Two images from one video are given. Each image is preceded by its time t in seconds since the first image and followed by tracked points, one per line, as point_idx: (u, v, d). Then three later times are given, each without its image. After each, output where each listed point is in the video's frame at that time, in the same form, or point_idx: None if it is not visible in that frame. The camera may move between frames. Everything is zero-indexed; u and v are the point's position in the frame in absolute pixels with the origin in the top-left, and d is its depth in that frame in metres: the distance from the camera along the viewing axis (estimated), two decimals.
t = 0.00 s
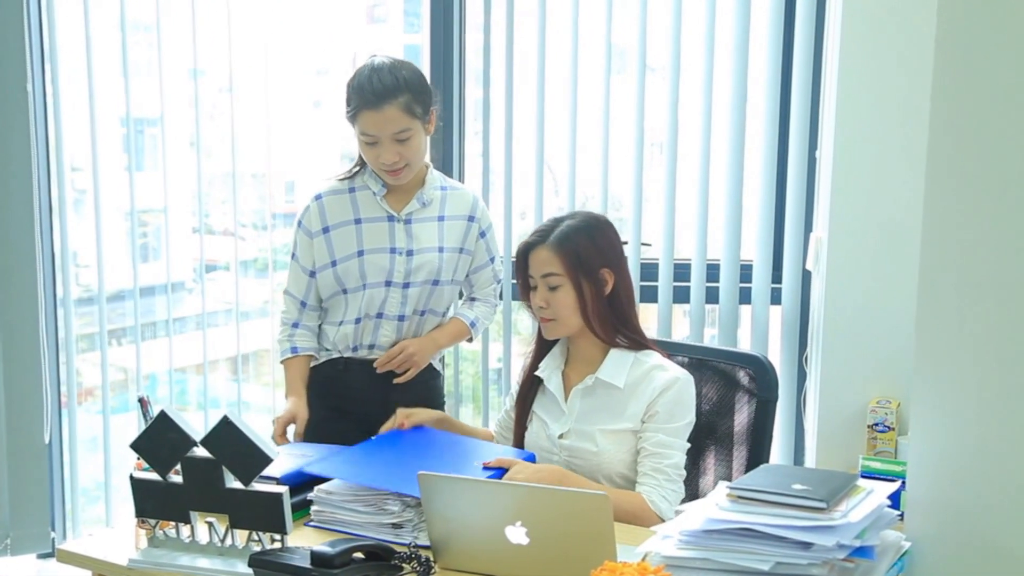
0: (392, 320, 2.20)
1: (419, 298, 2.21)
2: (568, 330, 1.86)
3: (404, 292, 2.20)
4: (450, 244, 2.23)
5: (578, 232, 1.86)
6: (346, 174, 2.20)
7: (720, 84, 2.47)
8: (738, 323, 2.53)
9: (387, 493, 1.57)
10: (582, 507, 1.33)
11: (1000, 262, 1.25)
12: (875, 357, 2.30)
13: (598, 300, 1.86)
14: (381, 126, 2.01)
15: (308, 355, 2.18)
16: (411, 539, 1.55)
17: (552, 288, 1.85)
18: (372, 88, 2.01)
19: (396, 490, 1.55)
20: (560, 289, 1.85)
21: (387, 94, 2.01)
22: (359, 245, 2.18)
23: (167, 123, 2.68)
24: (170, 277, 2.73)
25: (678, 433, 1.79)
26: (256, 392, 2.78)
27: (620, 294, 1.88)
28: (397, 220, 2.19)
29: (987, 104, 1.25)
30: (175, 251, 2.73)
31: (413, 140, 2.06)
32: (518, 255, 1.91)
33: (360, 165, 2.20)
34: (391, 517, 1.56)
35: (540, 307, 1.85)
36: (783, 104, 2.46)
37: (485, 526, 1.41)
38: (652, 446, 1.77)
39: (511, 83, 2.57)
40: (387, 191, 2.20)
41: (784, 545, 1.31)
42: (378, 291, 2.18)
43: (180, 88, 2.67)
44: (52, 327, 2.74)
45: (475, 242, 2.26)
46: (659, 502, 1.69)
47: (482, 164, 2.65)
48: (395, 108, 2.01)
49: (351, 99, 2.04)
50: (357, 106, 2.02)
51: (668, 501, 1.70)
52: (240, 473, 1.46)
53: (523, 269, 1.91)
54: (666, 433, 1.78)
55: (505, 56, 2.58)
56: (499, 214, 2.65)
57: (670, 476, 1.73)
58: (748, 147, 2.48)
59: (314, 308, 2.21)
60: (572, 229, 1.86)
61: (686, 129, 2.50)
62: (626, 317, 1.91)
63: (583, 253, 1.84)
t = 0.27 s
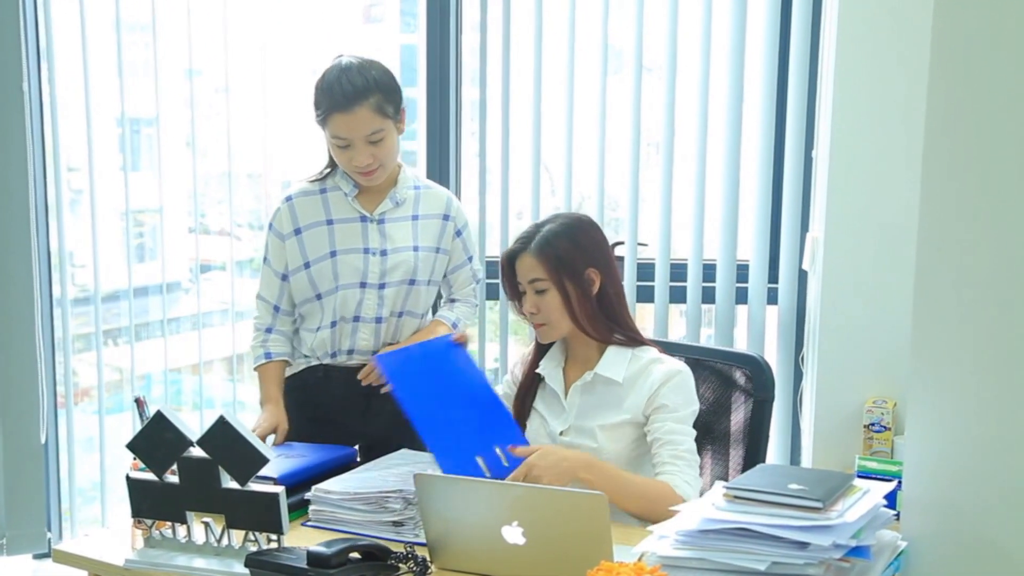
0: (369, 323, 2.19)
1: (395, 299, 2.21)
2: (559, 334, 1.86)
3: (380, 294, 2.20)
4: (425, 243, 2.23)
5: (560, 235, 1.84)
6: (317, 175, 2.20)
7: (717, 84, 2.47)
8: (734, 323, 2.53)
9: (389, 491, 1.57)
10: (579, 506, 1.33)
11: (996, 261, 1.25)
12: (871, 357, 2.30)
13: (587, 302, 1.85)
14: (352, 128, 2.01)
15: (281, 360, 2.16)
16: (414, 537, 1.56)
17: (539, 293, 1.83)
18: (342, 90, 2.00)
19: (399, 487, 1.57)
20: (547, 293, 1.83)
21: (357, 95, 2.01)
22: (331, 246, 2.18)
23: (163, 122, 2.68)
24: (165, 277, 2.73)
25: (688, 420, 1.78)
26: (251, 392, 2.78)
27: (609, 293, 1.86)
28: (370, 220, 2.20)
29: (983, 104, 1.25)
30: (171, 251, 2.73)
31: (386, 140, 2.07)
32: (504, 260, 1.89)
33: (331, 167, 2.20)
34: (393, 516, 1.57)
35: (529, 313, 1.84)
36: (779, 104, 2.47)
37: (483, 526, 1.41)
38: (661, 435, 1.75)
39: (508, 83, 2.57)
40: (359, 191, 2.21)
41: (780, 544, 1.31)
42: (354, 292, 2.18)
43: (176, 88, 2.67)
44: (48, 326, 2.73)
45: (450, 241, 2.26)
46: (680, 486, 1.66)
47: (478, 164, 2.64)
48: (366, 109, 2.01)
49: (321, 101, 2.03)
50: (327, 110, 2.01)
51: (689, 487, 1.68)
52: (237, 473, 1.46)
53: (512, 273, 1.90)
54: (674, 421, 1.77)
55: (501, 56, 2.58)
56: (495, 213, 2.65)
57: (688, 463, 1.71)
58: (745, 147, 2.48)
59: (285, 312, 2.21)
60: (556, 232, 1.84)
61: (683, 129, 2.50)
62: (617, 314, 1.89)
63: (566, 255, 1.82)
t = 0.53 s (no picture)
0: (357, 327, 2.19)
1: (382, 302, 2.21)
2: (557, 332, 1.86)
3: (367, 298, 2.19)
4: (410, 245, 2.24)
5: (557, 235, 1.82)
6: (297, 181, 2.20)
7: (714, 84, 2.47)
8: (732, 323, 2.53)
9: (387, 491, 1.57)
10: (575, 508, 1.33)
11: (995, 261, 1.25)
12: (869, 357, 2.30)
13: (585, 301, 1.83)
14: (335, 136, 2.01)
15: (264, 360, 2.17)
16: (412, 537, 1.56)
17: (537, 291, 1.83)
18: (322, 99, 1.99)
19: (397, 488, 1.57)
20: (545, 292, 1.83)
21: (338, 103, 2.00)
22: (315, 252, 2.18)
23: (159, 122, 2.68)
24: (161, 277, 2.73)
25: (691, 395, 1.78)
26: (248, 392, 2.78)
27: (608, 292, 1.85)
28: (353, 225, 2.19)
29: (982, 104, 1.25)
30: (168, 251, 2.73)
31: (369, 146, 2.06)
32: (501, 259, 1.89)
33: (311, 172, 2.20)
34: (392, 515, 1.57)
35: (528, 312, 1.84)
36: (776, 104, 2.47)
37: (481, 525, 1.41)
38: (665, 409, 1.73)
39: (505, 84, 2.57)
40: (341, 196, 2.21)
41: (778, 544, 1.31)
42: (341, 298, 2.18)
43: (173, 88, 2.67)
44: (45, 326, 2.73)
45: (434, 242, 2.27)
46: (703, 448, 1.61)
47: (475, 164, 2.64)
48: (348, 117, 2.01)
49: (301, 110, 2.02)
50: (308, 118, 2.01)
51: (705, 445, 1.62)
52: (234, 473, 1.46)
53: (510, 273, 1.89)
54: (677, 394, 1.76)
55: (498, 56, 2.58)
56: (493, 213, 2.65)
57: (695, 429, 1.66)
58: (742, 147, 2.48)
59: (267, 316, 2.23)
60: (552, 232, 1.82)
61: (680, 129, 2.50)
62: (616, 314, 1.88)
63: (564, 255, 1.80)
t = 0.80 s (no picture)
0: (354, 329, 2.20)
1: (378, 303, 2.21)
2: (554, 331, 1.86)
3: (363, 299, 2.19)
4: (404, 245, 2.24)
5: (555, 234, 1.83)
6: (290, 182, 2.19)
7: (711, 84, 2.47)
8: (730, 323, 2.54)
9: (385, 491, 1.57)
10: (574, 508, 1.33)
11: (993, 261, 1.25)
12: (866, 356, 2.30)
13: (582, 299, 1.85)
14: (326, 142, 2.01)
15: (258, 356, 2.17)
16: (411, 536, 1.56)
17: (535, 292, 1.83)
18: (312, 105, 1.99)
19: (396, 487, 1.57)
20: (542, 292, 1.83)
21: (328, 109, 2.00)
22: (310, 254, 2.18)
23: (157, 122, 2.68)
24: (158, 277, 2.73)
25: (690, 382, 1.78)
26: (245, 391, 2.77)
27: (604, 290, 1.86)
28: (347, 225, 2.19)
29: (980, 104, 1.25)
30: (165, 251, 2.73)
31: (362, 148, 2.06)
32: (498, 258, 1.89)
33: (304, 173, 2.19)
34: (390, 515, 1.57)
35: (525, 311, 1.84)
36: (773, 104, 2.47)
37: (478, 525, 1.41)
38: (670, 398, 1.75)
39: (503, 84, 2.57)
40: (335, 196, 2.20)
41: (776, 544, 1.31)
42: (336, 300, 2.18)
43: (170, 88, 2.67)
44: (42, 326, 2.73)
45: (429, 241, 2.27)
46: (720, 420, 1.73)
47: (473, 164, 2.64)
48: (339, 121, 2.01)
49: (290, 118, 2.02)
50: (299, 125, 2.01)
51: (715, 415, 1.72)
52: (232, 473, 1.45)
53: (506, 272, 1.90)
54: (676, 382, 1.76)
55: (496, 56, 2.58)
56: (490, 213, 2.65)
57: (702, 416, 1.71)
58: (740, 147, 2.48)
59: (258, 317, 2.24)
60: (550, 232, 1.84)
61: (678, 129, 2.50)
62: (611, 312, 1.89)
63: (561, 255, 1.82)
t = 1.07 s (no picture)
0: (353, 327, 2.19)
1: (377, 300, 2.21)
2: (546, 333, 1.85)
3: (362, 297, 2.19)
4: (405, 244, 2.24)
5: (547, 234, 1.83)
6: (291, 180, 2.19)
7: (709, 83, 2.47)
8: (728, 323, 2.54)
9: (384, 491, 1.58)
10: (574, 508, 1.33)
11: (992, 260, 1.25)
12: (864, 356, 2.31)
13: (573, 300, 1.85)
14: (327, 141, 2.01)
15: (259, 356, 2.16)
16: (411, 536, 1.56)
17: (528, 294, 1.82)
18: (312, 105, 1.99)
19: (395, 487, 1.58)
20: (535, 294, 1.82)
21: (327, 108, 2.00)
22: (311, 250, 2.18)
23: (154, 122, 2.68)
24: (156, 277, 2.72)
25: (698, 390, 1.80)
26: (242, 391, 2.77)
27: (594, 290, 1.87)
28: (348, 224, 2.19)
29: (979, 105, 1.25)
30: (162, 252, 2.72)
31: (362, 146, 2.06)
32: (488, 261, 1.88)
33: (304, 172, 2.19)
34: (389, 515, 1.57)
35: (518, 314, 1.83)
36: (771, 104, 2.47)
37: (477, 526, 1.41)
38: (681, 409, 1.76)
39: (501, 83, 2.57)
40: (336, 195, 2.20)
41: (774, 544, 1.31)
42: (336, 297, 2.17)
43: (168, 89, 2.67)
44: (39, 327, 2.73)
45: (429, 240, 2.28)
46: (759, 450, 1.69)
47: (471, 164, 2.64)
48: (339, 120, 2.01)
49: (291, 117, 2.02)
50: (301, 124, 2.00)
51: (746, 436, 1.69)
52: (231, 473, 1.45)
53: (496, 275, 1.88)
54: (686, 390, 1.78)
55: (494, 56, 2.58)
56: (489, 213, 2.64)
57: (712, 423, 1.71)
58: (738, 146, 2.48)
59: (262, 313, 2.22)
60: (542, 232, 1.84)
61: (676, 129, 2.50)
62: (599, 313, 1.90)
63: (553, 255, 1.82)
